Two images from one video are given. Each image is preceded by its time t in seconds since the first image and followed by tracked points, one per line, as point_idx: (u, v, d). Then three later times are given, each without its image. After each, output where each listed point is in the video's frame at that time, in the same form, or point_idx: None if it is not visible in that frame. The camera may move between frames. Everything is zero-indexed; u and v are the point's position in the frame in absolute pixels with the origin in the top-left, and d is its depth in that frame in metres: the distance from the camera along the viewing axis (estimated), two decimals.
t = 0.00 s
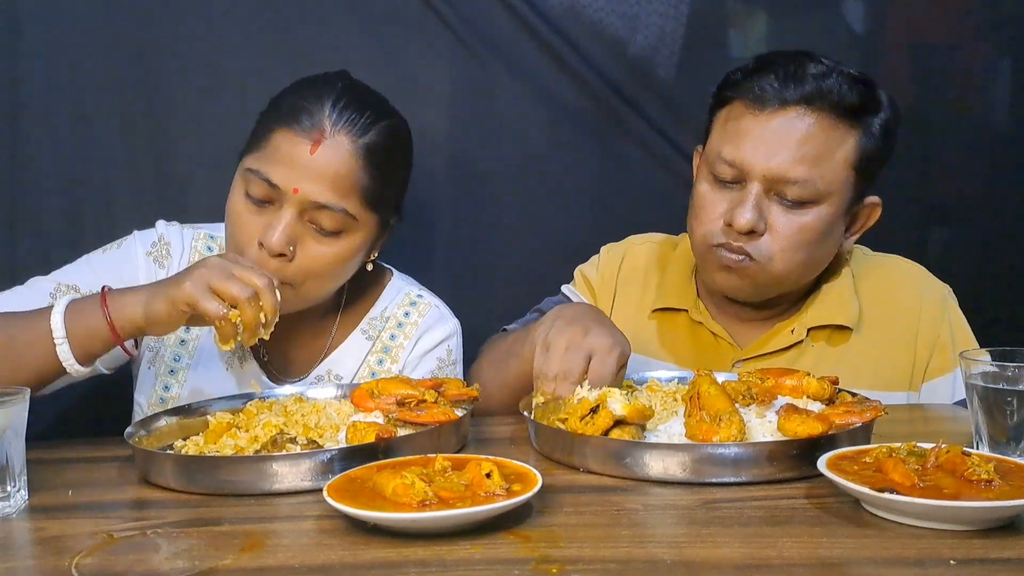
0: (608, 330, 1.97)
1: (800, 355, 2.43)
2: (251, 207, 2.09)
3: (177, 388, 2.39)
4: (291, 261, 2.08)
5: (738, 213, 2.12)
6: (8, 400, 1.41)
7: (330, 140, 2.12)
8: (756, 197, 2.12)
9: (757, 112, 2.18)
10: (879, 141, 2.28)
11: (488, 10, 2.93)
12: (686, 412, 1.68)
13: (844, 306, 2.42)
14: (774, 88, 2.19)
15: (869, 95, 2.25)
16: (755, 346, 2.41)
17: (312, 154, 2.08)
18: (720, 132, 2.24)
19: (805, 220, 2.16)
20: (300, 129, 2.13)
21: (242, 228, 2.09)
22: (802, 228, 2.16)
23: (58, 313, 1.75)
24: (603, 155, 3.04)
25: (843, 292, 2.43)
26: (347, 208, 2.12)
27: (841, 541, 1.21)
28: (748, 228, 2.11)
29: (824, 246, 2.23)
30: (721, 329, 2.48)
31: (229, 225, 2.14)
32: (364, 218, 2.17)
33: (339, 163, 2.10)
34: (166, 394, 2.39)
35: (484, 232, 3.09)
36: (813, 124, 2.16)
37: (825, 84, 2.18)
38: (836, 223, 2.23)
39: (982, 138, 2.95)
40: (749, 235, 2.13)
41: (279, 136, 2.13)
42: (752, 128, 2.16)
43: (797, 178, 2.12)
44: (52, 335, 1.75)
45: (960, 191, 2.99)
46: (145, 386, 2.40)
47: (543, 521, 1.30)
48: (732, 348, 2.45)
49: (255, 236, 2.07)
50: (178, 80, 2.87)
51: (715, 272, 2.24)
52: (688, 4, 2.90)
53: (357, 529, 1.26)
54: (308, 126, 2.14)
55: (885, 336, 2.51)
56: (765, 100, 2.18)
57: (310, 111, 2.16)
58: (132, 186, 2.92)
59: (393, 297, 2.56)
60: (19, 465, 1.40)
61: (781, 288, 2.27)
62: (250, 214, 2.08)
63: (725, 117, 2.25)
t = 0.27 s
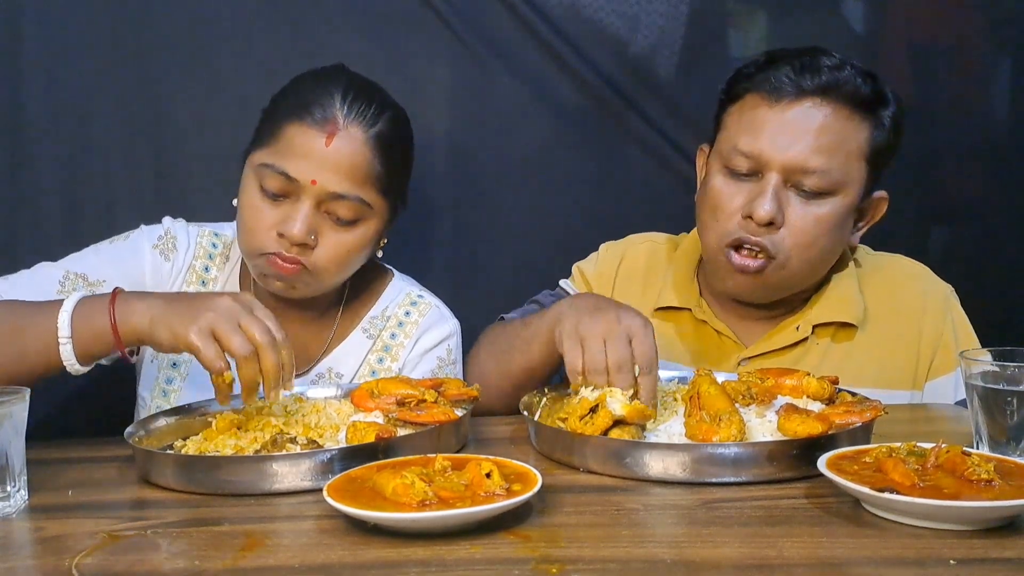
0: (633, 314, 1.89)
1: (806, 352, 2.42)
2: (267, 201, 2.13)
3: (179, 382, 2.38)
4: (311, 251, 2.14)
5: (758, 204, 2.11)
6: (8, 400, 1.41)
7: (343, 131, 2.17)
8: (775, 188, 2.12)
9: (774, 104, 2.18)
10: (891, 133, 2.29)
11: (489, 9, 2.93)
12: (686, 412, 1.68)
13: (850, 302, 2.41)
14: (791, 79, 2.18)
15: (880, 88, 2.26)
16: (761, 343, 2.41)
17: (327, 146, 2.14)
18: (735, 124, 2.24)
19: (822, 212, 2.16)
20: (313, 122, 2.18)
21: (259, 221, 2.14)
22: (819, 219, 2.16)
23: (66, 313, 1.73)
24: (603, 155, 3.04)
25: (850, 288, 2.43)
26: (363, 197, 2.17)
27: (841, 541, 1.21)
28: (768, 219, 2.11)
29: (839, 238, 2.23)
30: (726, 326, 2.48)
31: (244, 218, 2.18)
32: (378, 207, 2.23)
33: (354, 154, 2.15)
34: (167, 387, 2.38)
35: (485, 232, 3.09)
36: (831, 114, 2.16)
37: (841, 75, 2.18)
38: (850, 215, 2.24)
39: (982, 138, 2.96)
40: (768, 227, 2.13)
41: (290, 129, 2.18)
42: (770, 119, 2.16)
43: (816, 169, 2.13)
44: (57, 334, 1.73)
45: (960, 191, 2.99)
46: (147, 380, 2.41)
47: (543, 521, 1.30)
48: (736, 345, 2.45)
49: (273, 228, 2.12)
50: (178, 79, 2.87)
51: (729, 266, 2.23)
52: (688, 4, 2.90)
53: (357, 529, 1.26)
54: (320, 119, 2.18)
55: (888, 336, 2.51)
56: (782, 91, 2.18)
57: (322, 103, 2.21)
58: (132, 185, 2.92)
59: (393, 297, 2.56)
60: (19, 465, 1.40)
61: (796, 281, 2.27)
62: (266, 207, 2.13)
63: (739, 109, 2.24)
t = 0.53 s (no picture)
0: (649, 299, 1.89)
1: (810, 350, 2.43)
2: (272, 202, 2.13)
3: (180, 376, 2.39)
4: (317, 250, 2.14)
5: (762, 204, 2.12)
6: (8, 400, 1.41)
7: (345, 131, 2.17)
8: (780, 189, 2.13)
9: (776, 103, 2.18)
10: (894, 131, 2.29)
11: (489, 9, 2.93)
12: (686, 411, 1.67)
13: (855, 301, 2.41)
14: (793, 79, 2.18)
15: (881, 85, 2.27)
16: (767, 340, 2.41)
17: (330, 146, 2.14)
18: (738, 124, 2.24)
19: (827, 210, 2.16)
20: (315, 122, 2.18)
21: (264, 223, 2.14)
22: (824, 218, 2.16)
23: (74, 318, 1.73)
24: (603, 155, 3.04)
25: (856, 286, 2.43)
26: (365, 193, 2.17)
27: (841, 541, 1.21)
28: (773, 219, 2.11)
29: (844, 237, 2.23)
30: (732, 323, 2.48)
31: (248, 221, 2.17)
32: (382, 206, 2.24)
33: (357, 153, 2.16)
34: (168, 382, 2.39)
35: (485, 232, 3.09)
36: (833, 113, 2.16)
37: (842, 74, 2.19)
38: (855, 214, 2.24)
39: (982, 138, 2.96)
40: (774, 228, 2.13)
41: (292, 131, 2.18)
42: (772, 119, 2.16)
43: (819, 167, 2.13)
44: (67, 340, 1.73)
45: (960, 191, 3.00)
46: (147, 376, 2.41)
47: (543, 520, 1.30)
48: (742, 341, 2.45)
49: (279, 230, 2.12)
50: (178, 79, 2.87)
51: (736, 267, 2.23)
52: (688, 4, 2.90)
53: (357, 529, 1.26)
54: (321, 119, 2.19)
55: (893, 335, 2.51)
56: (785, 91, 2.18)
57: (324, 103, 2.21)
58: (131, 185, 2.92)
59: (393, 296, 2.56)
60: (19, 465, 1.40)
61: (801, 280, 2.27)
62: (271, 208, 2.13)
63: (741, 110, 2.25)
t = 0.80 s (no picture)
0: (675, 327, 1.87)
1: (818, 352, 2.42)
2: (271, 202, 2.14)
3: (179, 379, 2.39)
4: (318, 250, 2.15)
5: (769, 207, 2.12)
6: (8, 400, 1.41)
7: (340, 131, 2.18)
8: (786, 192, 2.13)
9: (785, 106, 2.17)
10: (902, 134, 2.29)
11: (489, 9, 2.93)
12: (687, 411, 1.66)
13: (862, 303, 2.41)
14: (804, 82, 2.17)
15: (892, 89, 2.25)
16: (774, 342, 2.41)
17: (327, 146, 2.14)
18: (747, 126, 2.23)
19: (833, 214, 2.16)
20: (310, 124, 2.18)
21: (263, 223, 2.15)
22: (830, 221, 2.16)
23: (41, 345, 1.75)
24: (603, 155, 3.04)
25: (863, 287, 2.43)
26: (362, 191, 2.17)
27: (841, 541, 1.21)
28: (779, 222, 2.12)
29: (852, 239, 2.24)
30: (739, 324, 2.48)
31: (248, 223, 2.19)
32: (380, 204, 2.24)
33: (353, 152, 2.16)
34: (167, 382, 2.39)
35: (484, 233, 3.09)
36: (844, 117, 2.15)
37: (854, 77, 2.18)
38: (862, 217, 2.24)
39: (982, 138, 2.96)
40: (781, 230, 2.14)
41: (287, 132, 2.18)
42: (782, 122, 2.16)
43: (829, 172, 2.13)
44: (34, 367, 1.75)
45: (959, 191, 3.00)
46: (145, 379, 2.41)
47: (543, 520, 1.30)
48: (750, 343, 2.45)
49: (279, 229, 2.13)
50: (178, 79, 2.87)
51: (742, 268, 2.24)
52: (688, 4, 2.90)
53: (357, 529, 1.26)
54: (315, 120, 2.18)
55: (899, 335, 2.51)
56: (796, 94, 2.17)
57: (318, 105, 2.21)
58: (131, 185, 2.93)
59: (390, 294, 2.57)
60: (19, 464, 1.40)
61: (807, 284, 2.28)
62: (271, 208, 2.14)
63: (751, 111, 2.24)
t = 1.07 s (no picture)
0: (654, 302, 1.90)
1: (814, 351, 2.43)
2: (263, 202, 2.15)
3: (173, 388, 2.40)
4: (312, 248, 2.15)
5: (767, 211, 2.12)
6: (8, 401, 1.41)
7: (331, 128, 2.19)
8: (784, 196, 2.13)
9: (782, 110, 2.17)
10: (899, 136, 2.29)
11: (489, 9, 2.93)
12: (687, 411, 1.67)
13: (858, 302, 2.41)
14: (801, 85, 2.17)
15: (888, 91, 2.26)
16: (770, 342, 2.41)
17: (318, 143, 2.16)
18: (744, 129, 2.23)
19: (831, 217, 2.16)
20: (300, 121, 2.20)
21: (257, 224, 2.15)
22: (828, 224, 2.16)
23: (52, 355, 1.75)
24: (603, 155, 3.04)
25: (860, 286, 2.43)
26: (356, 188, 2.18)
27: (841, 541, 1.21)
28: (778, 226, 2.11)
29: (850, 241, 2.24)
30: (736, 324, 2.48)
31: (241, 225, 2.19)
32: (371, 201, 2.25)
33: (344, 150, 2.18)
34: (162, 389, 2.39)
35: (485, 233, 3.09)
36: (840, 121, 2.15)
37: (851, 80, 2.18)
38: (859, 219, 2.24)
39: (982, 138, 2.96)
40: (780, 234, 2.13)
41: (278, 131, 2.20)
42: (779, 126, 2.15)
43: (827, 175, 2.13)
44: (44, 377, 1.75)
45: (959, 191, 3.00)
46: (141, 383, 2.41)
47: (543, 520, 1.30)
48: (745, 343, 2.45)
49: (273, 229, 2.14)
50: (178, 79, 2.87)
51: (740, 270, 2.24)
52: (688, 4, 2.90)
53: (357, 529, 1.26)
54: (306, 117, 2.21)
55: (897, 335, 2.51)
56: (793, 98, 2.17)
57: (308, 101, 2.23)
58: (131, 185, 2.92)
59: (381, 285, 2.58)
60: (18, 464, 1.40)
61: (804, 285, 2.29)
62: (263, 208, 2.15)
63: (749, 114, 2.24)
